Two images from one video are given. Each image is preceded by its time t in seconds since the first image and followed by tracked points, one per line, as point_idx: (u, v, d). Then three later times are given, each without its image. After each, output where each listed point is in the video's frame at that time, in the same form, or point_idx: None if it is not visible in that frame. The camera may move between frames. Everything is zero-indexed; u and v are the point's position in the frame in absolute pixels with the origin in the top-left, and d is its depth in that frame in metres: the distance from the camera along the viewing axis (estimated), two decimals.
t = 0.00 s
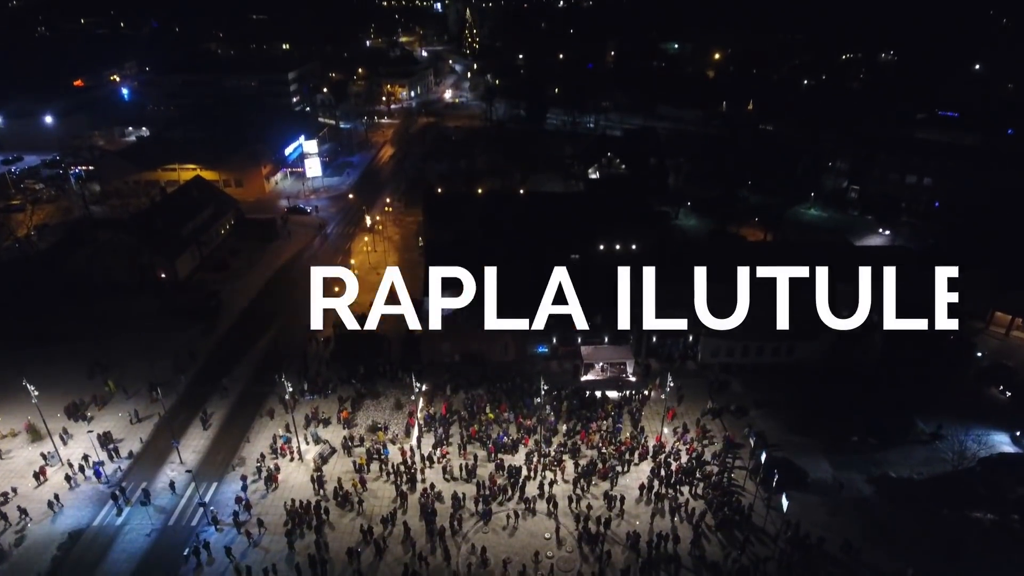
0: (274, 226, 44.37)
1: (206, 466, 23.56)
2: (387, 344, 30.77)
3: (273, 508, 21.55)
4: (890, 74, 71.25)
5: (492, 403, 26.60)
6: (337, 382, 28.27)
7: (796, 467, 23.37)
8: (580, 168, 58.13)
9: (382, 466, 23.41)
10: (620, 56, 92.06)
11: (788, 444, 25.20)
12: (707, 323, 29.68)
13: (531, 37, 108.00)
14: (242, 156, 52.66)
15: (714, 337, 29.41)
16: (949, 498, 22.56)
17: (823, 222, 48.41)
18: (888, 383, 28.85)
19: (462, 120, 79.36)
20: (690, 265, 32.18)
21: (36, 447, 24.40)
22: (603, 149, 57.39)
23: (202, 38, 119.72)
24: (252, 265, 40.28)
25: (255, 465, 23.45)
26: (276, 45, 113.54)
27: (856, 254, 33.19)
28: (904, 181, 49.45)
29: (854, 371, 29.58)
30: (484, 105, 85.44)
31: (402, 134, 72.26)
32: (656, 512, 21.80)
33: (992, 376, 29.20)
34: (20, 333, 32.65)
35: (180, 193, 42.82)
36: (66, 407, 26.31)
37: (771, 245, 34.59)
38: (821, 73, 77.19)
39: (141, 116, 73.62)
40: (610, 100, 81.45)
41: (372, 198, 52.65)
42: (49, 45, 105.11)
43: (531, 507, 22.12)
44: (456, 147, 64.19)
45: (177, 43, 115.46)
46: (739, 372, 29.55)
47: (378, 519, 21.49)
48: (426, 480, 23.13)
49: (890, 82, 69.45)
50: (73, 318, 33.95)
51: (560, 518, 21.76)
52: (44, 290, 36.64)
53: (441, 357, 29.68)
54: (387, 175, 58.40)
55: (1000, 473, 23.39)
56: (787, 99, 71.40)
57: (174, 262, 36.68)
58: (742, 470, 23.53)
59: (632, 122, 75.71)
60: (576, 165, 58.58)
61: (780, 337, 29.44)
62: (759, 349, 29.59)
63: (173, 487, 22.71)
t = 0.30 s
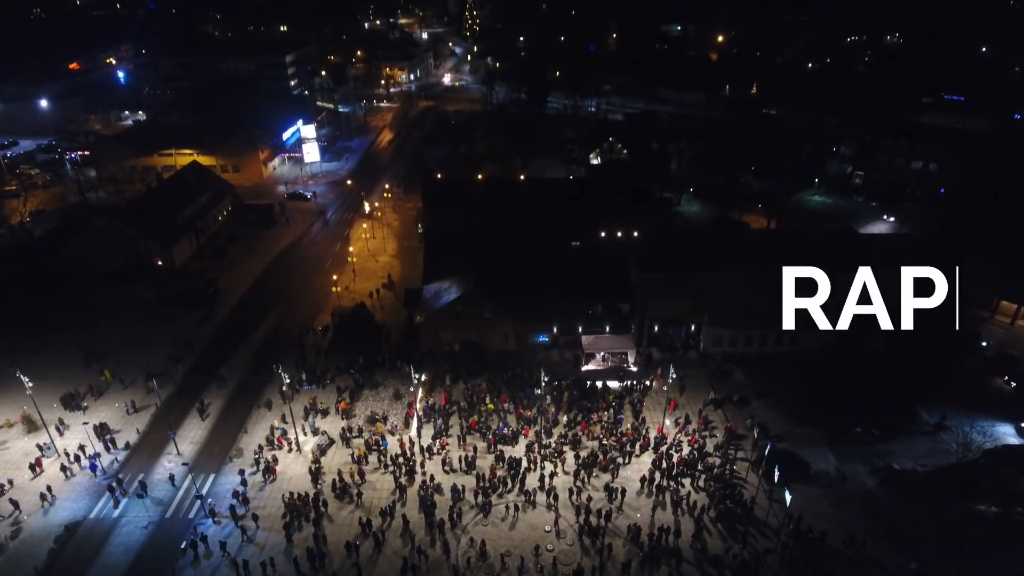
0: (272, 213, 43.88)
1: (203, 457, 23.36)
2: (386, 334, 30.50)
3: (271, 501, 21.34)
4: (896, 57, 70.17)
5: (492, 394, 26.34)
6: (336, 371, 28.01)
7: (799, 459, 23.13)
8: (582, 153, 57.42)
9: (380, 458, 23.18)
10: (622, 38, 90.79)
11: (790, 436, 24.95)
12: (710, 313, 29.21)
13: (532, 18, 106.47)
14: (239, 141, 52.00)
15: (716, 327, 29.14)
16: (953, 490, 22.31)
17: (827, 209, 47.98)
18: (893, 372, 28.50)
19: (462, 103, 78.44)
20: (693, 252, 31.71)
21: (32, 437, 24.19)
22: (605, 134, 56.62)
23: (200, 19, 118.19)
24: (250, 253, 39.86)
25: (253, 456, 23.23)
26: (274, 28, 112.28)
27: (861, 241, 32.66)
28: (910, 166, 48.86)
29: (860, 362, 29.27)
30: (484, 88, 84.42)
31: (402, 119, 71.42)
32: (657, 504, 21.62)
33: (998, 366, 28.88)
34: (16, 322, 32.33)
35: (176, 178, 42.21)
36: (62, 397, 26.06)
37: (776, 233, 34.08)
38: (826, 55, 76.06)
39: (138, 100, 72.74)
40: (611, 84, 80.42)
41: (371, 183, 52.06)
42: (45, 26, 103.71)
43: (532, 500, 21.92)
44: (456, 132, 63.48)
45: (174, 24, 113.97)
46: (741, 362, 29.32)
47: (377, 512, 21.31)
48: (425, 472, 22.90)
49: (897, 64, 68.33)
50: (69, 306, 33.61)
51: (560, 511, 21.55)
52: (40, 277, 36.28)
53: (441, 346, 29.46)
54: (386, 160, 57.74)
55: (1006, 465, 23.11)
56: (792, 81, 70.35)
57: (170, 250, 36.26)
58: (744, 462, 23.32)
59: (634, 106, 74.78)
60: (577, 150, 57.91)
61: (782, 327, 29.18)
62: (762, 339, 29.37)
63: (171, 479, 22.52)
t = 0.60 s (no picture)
0: (269, 199, 43.39)
1: (200, 449, 23.16)
2: (385, 323, 30.25)
3: (268, 494, 21.16)
4: (902, 38, 68.96)
5: (492, 384, 26.09)
6: (334, 361, 27.75)
7: (802, 451, 22.91)
8: (582, 138, 56.70)
9: (379, 450, 22.95)
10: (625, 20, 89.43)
11: (793, 427, 24.69)
12: (713, 301, 29.18)
13: None
14: (236, 126, 51.32)
15: (719, 317, 29.21)
16: (957, 483, 22.08)
17: (831, 196, 47.48)
18: (896, 362, 28.19)
19: (461, 87, 77.45)
20: (696, 237, 31.14)
21: (28, 429, 23.96)
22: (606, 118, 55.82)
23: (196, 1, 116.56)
24: (248, 240, 39.48)
25: (251, 448, 23.03)
26: (272, 9, 110.74)
27: (866, 228, 32.14)
28: (915, 152, 48.16)
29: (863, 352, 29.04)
30: (484, 72, 83.33)
31: (401, 102, 70.55)
32: (659, 497, 21.44)
33: (1004, 356, 28.53)
34: (12, 311, 32.02)
35: (172, 164, 41.62)
36: (58, 387, 25.81)
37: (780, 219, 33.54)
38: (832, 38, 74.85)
39: (134, 84, 71.86)
40: (613, 67, 79.33)
41: (369, 169, 51.46)
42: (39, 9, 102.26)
43: (532, 492, 21.74)
44: (455, 116, 62.70)
45: (171, 6, 112.47)
46: (743, 352, 29.19)
47: (376, 504, 21.12)
48: (424, 464, 22.68)
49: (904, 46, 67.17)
50: (65, 295, 33.28)
51: (560, 503, 21.36)
52: (36, 266, 35.93)
53: (440, 336, 29.19)
54: (385, 145, 57.09)
55: (1010, 457, 22.84)
56: (796, 64, 69.26)
57: (166, 237, 35.86)
58: (746, 454, 23.10)
59: (636, 90, 73.85)
60: (578, 135, 57.18)
61: (785, 317, 29.19)
62: (765, 330, 29.44)
63: (168, 471, 22.33)
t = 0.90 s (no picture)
0: (266, 185, 42.91)
1: (197, 441, 22.94)
2: (384, 313, 29.96)
3: (265, 487, 20.96)
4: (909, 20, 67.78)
5: (492, 374, 25.81)
6: (333, 351, 27.46)
7: (805, 443, 22.66)
8: (583, 123, 55.99)
9: (377, 442, 22.72)
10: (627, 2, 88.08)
11: (796, 419, 24.44)
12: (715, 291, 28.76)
13: None
14: (233, 111, 50.67)
15: (721, 306, 28.70)
16: (961, 476, 21.85)
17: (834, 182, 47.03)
18: (900, 352, 27.85)
19: (461, 70, 76.49)
20: (699, 225, 30.65)
21: (23, 420, 23.72)
22: (607, 102, 55.07)
23: None
24: (245, 227, 39.05)
25: (249, 439, 22.80)
26: None
27: (872, 215, 31.64)
28: (921, 138, 47.49)
29: (867, 343, 28.69)
30: (484, 55, 82.25)
31: (400, 86, 69.65)
32: (660, 490, 21.26)
33: (1009, 346, 28.18)
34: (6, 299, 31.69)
35: (168, 149, 41.05)
36: (53, 378, 25.52)
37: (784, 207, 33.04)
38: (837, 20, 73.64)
39: (130, 68, 70.94)
40: (614, 50, 78.30)
41: (368, 155, 50.85)
42: None
43: (532, 484, 21.54)
44: (455, 101, 61.92)
45: None
46: (746, 341, 28.85)
47: (375, 497, 20.92)
48: (423, 456, 22.47)
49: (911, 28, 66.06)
50: (60, 283, 32.93)
51: (561, 496, 21.17)
52: (31, 253, 35.54)
53: (439, 325, 28.90)
54: (384, 130, 56.41)
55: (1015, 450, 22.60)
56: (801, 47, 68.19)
57: (162, 225, 35.46)
58: (749, 446, 22.88)
59: (637, 74, 72.89)
60: (579, 120, 56.48)
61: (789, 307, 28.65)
62: (769, 319, 28.94)
63: (164, 463, 22.12)
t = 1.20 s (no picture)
0: (264, 172, 42.44)
1: (194, 432, 22.76)
2: (382, 303, 29.69)
3: (263, 480, 20.79)
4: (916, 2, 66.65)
5: (492, 364, 25.57)
6: (331, 341, 27.20)
7: (807, 435, 22.47)
8: (585, 107, 55.30)
9: (376, 433, 22.52)
10: None
11: (798, 410, 24.24)
12: (717, 280, 28.49)
13: None
14: (229, 95, 49.98)
15: (723, 296, 28.37)
16: (964, 468, 21.68)
17: (838, 168, 46.50)
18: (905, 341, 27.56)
19: (460, 53, 75.49)
20: (703, 212, 30.24)
21: (19, 410, 23.51)
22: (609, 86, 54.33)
23: None
24: (242, 213, 38.63)
25: (246, 431, 22.61)
26: None
27: (876, 203, 31.20)
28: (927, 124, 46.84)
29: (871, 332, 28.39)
30: (484, 37, 81.18)
31: (398, 70, 68.75)
32: (661, 482, 21.10)
33: (1014, 336, 27.91)
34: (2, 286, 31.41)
35: (163, 133, 40.47)
36: (49, 368, 25.29)
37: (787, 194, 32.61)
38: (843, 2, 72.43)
39: (125, 51, 70.02)
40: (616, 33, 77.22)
41: (366, 140, 50.26)
42: None
43: (531, 476, 21.37)
44: (454, 85, 61.14)
45: None
46: (748, 331, 28.61)
47: (373, 490, 20.75)
48: (421, 448, 22.28)
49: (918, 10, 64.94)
50: (56, 270, 32.61)
51: (561, 488, 21.00)
52: (26, 240, 35.17)
53: (438, 314, 28.65)
54: (382, 115, 55.76)
55: (1019, 442, 22.42)
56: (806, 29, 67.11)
57: (158, 212, 35.09)
58: (750, 438, 22.71)
59: (639, 57, 71.96)
60: (580, 105, 55.79)
61: (792, 297, 28.34)
62: (771, 308, 28.64)
63: (161, 454, 21.96)
